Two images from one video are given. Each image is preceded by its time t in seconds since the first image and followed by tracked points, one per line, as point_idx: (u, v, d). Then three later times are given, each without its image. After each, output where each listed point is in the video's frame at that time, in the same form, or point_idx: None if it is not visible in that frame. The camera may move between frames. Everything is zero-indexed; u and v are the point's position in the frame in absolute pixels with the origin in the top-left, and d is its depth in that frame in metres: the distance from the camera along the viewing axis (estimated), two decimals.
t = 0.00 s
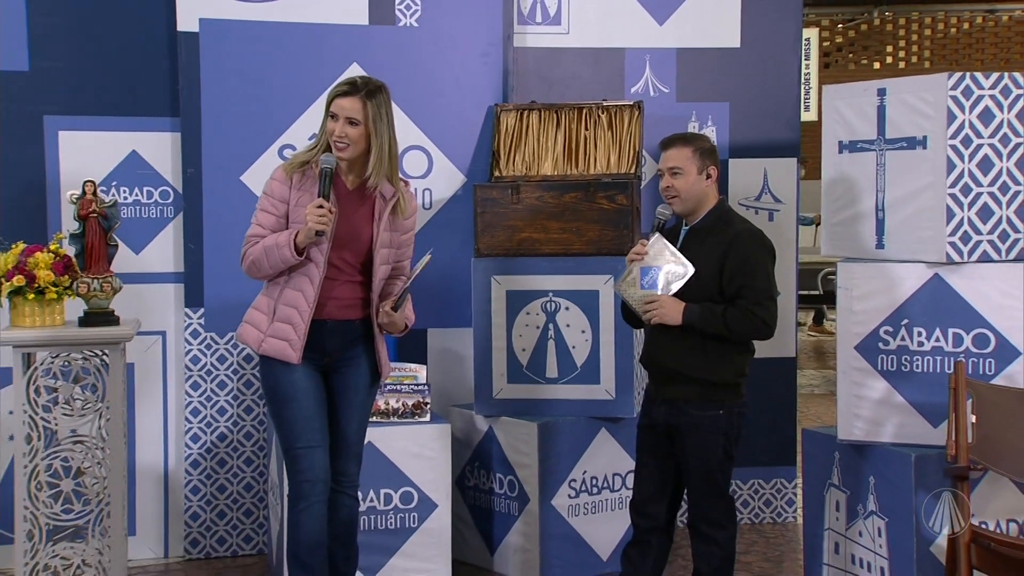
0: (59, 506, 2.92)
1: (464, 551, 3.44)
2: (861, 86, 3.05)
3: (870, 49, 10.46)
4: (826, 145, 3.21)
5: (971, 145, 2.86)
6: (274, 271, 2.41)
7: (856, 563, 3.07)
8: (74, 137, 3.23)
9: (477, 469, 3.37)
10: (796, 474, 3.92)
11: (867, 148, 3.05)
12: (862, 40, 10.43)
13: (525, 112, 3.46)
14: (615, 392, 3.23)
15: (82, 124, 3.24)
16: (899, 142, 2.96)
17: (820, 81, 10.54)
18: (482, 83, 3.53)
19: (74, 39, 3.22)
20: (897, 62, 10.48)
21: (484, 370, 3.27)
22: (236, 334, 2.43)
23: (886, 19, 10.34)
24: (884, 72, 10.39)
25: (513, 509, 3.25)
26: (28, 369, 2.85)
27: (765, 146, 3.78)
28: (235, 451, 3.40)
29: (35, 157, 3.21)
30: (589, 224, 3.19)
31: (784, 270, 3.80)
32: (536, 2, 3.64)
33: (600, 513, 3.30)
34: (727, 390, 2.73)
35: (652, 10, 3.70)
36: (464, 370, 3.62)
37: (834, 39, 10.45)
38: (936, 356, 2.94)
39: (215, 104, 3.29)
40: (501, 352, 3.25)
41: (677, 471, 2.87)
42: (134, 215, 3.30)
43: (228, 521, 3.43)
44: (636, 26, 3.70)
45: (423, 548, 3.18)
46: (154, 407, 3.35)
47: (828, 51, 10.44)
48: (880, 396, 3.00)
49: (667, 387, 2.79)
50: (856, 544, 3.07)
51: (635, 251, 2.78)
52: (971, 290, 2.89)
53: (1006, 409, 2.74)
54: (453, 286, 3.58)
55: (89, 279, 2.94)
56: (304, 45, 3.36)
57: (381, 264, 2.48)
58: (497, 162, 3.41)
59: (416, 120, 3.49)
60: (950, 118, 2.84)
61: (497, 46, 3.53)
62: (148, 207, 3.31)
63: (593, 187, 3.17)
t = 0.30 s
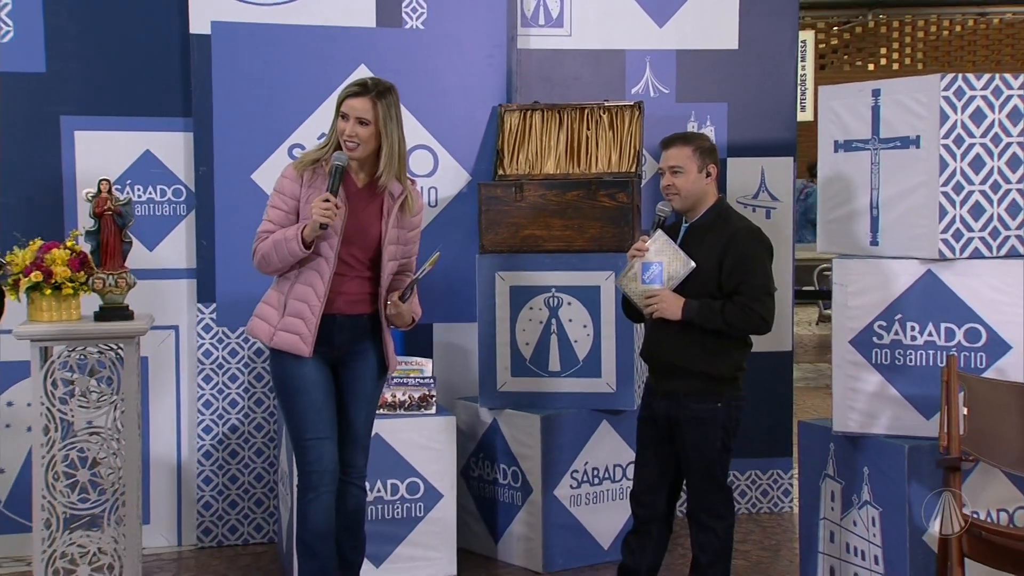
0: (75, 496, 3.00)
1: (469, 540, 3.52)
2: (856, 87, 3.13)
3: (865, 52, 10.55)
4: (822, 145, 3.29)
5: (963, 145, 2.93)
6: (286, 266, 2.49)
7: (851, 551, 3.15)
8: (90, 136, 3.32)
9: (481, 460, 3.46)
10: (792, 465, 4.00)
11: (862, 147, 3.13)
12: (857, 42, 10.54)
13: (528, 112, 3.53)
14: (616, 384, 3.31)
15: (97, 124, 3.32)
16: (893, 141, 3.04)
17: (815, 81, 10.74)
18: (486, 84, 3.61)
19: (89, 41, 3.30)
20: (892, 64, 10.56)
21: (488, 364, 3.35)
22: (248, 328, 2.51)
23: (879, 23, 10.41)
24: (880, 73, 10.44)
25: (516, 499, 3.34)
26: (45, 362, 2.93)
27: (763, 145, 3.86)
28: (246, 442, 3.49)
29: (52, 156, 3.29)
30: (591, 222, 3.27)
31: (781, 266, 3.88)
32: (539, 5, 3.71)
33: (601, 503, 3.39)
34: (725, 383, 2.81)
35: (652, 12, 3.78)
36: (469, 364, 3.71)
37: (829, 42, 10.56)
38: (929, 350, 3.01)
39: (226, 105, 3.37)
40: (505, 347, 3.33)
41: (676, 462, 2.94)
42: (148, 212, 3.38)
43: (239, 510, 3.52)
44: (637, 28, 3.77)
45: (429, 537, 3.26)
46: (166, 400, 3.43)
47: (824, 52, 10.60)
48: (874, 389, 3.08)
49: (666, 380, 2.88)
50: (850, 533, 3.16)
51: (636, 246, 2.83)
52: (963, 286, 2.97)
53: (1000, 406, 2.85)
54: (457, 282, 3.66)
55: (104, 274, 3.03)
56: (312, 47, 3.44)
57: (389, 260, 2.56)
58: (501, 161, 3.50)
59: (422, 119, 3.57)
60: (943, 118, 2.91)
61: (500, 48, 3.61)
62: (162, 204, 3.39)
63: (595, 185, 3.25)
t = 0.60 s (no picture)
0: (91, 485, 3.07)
1: (473, 529, 3.62)
2: (850, 88, 3.21)
3: (859, 53, 10.63)
4: (817, 144, 3.37)
5: (955, 144, 3.00)
6: (296, 262, 2.57)
7: (845, 539, 3.24)
8: (105, 136, 3.40)
9: (485, 450, 3.55)
10: (788, 456, 4.09)
11: (856, 146, 3.21)
12: (850, 44, 10.61)
13: (531, 112, 3.62)
14: (616, 377, 3.39)
15: (112, 124, 3.41)
16: (887, 141, 3.12)
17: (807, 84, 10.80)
18: (489, 85, 3.69)
19: (103, 43, 3.38)
20: (885, 66, 10.68)
21: (492, 358, 3.44)
22: (259, 323, 2.59)
23: (873, 25, 10.41)
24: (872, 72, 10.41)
25: (520, 489, 3.42)
26: (61, 355, 2.99)
27: (760, 144, 3.94)
28: (257, 434, 3.58)
29: (68, 155, 3.38)
30: (591, 219, 3.36)
31: (777, 262, 3.97)
32: (542, 8, 3.80)
33: (602, 493, 3.47)
34: (722, 375, 2.90)
35: (652, 15, 3.86)
36: (473, 357, 3.80)
37: (824, 44, 10.65)
38: (921, 344, 3.10)
39: (237, 105, 3.45)
40: (509, 341, 3.42)
41: (676, 453, 3.02)
42: (161, 210, 3.47)
43: (249, 499, 3.61)
44: (637, 30, 3.86)
45: (435, 525, 3.35)
46: (178, 392, 3.52)
47: (818, 55, 10.68)
48: (868, 382, 3.16)
49: (665, 373, 2.96)
50: (844, 522, 3.24)
51: (637, 244, 2.91)
52: (954, 282, 3.05)
53: (990, 400, 2.93)
54: (461, 278, 3.74)
55: (118, 270, 3.11)
56: (320, 49, 3.52)
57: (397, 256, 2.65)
58: (505, 160, 3.58)
59: (427, 119, 3.66)
60: (935, 118, 2.99)
61: (503, 49, 3.69)
62: (174, 202, 3.48)
63: (596, 183, 3.34)
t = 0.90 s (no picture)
0: (106, 475, 3.17)
1: (477, 517, 3.71)
2: (845, 89, 3.29)
3: (854, 55, 10.66)
4: (813, 143, 3.45)
5: (947, 143, 3.09)
6: (305, 258, 2.66)
7: (839, 528, 3.32)
8: (120, 136, 3.49)
9: (489, 441, 3.64)
10: (784, 447, 4.17)
11: (851, 145, 3.29)
12: (846, 45, 10.64)
13: (534, 112, 3.70)
14: (617, 370, 3.48)
15: (126, 124, 3.49)
16: (880, 140, 3.19)
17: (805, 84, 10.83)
18: (493, 85, 3.77)
19: (117, 45, 3.47)
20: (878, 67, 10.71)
21: (496, 352, 3.53)
22: (269, 317, 2.68)
23: (868, 27, 10.52)
24: (865, 77, 10.57)
25: (523, 479, 3.51)
26: (76, 348, 3.09)
27: (757, 143, 4.02)
28: (267, 425, 3.67)
29: (84, 154, 3.47)
30: (592, 216, 3.44)
31: (774, 258, 4.05)
32: (544, 10, 3.88)
33: (603, 483, 3.56)
34: (720, 369, 2.98)
35: (652, 17, 3.94)
36: (478, 351, 3.88)
37: (819, 45, 10.68)
38: (914, 338, 3.18)
39: (247, 105, 3.54)
40: (512, 335, 3.50)
41: (674, 444, 3.10)
42: (174, 208, 3.56)
43: (260, 489, 3.70)
44: (638, 32, 3.94)
45: (440, 515, 3.45)
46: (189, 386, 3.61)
47: (814, 56, 10.70)
48: (862, 375, 3.24)
49: (665, 366, 3.05)
50: (838, 511, 3.33)
51: (638, 241, 2.99)
52: (946, 277, 3.14)
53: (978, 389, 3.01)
54: (465, 273, 3.83)
55: (133, 267, 3.19)
56: (328, 51, 3.61)
57: (402, 252, 2.72)
58: (508, 159, 3.66)
59: (432, 119, 3.74)
60: (927, 118, 3.07)
61: (506, 51, 3.77)
62: (186, 200, 3.57)
63: (597, 181, 3.42)
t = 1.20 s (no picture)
0: (120, 465, 3.25)
1: (481, 507, 3.81)
2: (840, 89, 3.36)
3: (848, 56, 10.76)
4: (809, 143, 3.53)
5: (939, 142, 3.16)
6: (312, 255, 2.74)
7: (834, 518, 3.41)
8: (133, 135, 3.58)
9: (492, 433, 3.73)
10: (780, 439, 4.26)
11: (845, 144, 3.37)
12: (839, 47, 10.76)
13: (536, 112, 3.77)
14: (617, 364, 3.56)
15: (139, 123, 3.58)
16: (874, 139, 3.27)
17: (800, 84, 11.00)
18: (496, 86, 3.86)
19: (131, 47, 3.56)
20: (871, 68, 10.81)
21: (499, 346, 3.61)
22: (280, 313, 2.77)
23: (862, 29, 10.66)
24: (860, 78, 10.65)
25: (525, 470, 3.61)
26: (91, 342, 3.18)
27: (754, 142, 4.11)
28: (276, 418, 3.76)
29: (98, 153, 3.56)
30: (592, 214, 3.53)
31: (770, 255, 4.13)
32: (546, 12, 3.96)
33: (604, 474, 3.65)
34: (718, 363, 3.05)
35: (652, 20, 4.02)
36: (481, 346, 3.97)
37: (814, 47, 10.80)
38: (906, 332, 3.26)
39: (256, 106, 3.62)
40: (515, 330, 3.59)
41: (673, 436, 3.17)
42: (185, 205, 3.65)
43: (270, 479, 3.79)
44: (638, 33, 4.02)
45: (445, 505, 3.54)
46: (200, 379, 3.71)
47: (809, 57, 10.82)
48: (856, 369, 3.32)
49: (664, 361, 3.13)
50: (833, 501, 3.41)
51: (638, 238, 3.06)
52: (938, 274, 3.22)
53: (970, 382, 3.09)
54: (469, 269, 3.92)
55: (145, 263, 3.30)
56: (335, 53, 3.69)
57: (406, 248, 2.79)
58: (510, 158, 3.75)
59: (437, 118, 3.82)
60: (920, 118, 3.14)
61: (509, 53, 3.86)
62: (197, 198, 3.66)
63: (597, 180, 3.51)
